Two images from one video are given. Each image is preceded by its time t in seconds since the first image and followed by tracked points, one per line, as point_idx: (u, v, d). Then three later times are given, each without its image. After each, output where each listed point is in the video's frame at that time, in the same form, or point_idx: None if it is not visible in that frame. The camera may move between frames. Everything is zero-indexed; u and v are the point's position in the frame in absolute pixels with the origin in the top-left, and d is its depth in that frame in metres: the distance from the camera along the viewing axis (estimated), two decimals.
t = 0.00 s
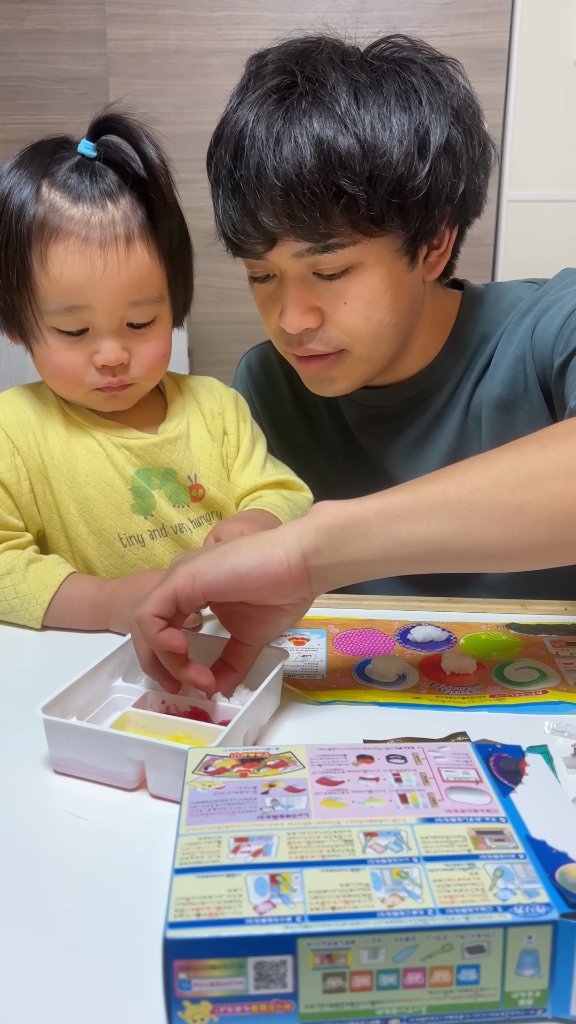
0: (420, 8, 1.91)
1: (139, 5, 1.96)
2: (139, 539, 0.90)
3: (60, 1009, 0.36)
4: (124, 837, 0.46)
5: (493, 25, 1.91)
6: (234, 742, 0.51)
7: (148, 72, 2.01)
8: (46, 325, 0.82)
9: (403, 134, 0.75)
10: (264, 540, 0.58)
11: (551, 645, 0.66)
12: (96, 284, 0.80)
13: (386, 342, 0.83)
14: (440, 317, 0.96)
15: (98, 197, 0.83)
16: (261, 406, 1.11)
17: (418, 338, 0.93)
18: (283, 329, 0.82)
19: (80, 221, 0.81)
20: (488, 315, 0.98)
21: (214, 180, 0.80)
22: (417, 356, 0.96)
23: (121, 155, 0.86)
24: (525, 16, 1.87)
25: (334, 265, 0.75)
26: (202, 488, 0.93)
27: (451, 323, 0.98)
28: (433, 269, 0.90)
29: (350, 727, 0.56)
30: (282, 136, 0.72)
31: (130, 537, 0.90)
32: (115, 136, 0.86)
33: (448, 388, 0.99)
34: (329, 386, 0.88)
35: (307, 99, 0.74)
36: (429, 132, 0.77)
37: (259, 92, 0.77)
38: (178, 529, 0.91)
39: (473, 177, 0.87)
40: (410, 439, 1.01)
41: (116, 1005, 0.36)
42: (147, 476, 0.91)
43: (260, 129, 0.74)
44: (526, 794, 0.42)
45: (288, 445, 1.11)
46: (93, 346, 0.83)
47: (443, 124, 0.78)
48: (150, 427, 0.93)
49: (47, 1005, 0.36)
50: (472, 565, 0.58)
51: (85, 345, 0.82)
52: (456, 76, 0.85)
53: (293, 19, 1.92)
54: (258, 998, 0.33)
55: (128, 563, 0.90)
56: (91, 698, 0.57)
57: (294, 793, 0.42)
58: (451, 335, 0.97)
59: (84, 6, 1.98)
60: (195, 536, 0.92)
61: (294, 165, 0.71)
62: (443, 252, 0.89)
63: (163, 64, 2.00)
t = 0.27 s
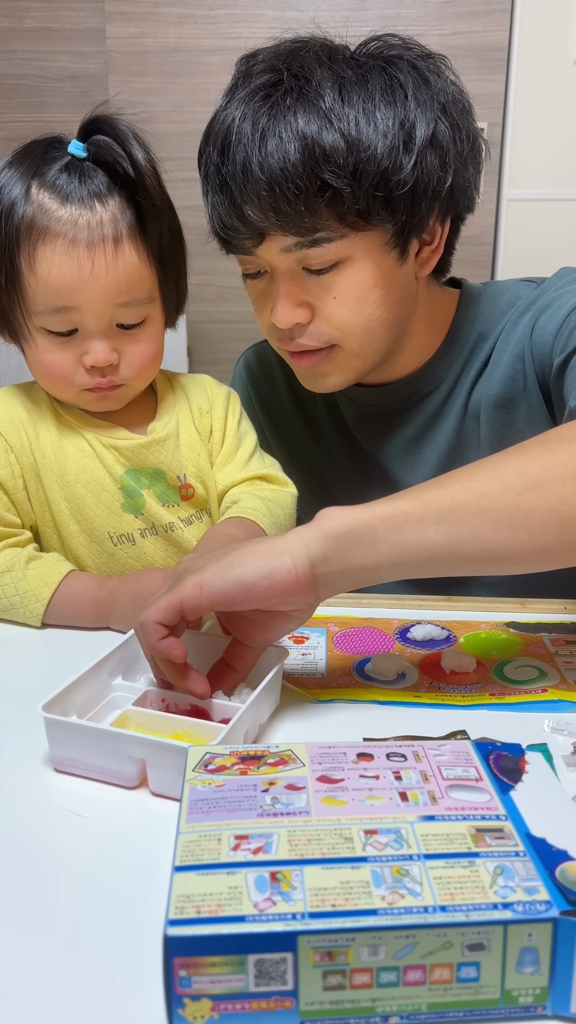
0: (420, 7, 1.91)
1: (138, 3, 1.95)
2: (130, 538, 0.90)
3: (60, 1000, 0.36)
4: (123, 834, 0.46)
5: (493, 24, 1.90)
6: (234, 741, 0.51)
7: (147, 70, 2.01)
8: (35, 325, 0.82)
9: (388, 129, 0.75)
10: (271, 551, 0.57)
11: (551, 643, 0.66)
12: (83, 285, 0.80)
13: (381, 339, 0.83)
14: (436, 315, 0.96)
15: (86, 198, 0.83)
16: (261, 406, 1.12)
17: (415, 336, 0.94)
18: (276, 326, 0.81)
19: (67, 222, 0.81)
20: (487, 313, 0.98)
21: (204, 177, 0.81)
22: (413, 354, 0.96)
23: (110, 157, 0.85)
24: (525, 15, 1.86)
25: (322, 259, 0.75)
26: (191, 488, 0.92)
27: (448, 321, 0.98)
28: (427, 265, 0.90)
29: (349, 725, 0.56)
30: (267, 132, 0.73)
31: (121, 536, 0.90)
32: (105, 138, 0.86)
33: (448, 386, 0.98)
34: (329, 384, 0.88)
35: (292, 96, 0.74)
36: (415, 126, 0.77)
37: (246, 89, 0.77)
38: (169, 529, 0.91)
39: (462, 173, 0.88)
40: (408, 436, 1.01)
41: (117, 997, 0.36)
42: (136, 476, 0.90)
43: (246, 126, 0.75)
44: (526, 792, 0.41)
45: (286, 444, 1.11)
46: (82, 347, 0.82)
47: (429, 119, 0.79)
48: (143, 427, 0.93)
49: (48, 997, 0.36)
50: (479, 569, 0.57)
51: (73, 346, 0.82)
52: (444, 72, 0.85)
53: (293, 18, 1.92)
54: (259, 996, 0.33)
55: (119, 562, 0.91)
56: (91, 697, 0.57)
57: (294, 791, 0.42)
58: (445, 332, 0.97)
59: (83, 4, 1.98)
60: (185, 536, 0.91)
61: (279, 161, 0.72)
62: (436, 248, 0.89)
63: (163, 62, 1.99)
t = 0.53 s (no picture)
0: (419, 7, 1.91)
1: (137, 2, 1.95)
2: (124, 538, 0.91)
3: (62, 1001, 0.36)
4: (124, 830, 0.47)
5: (491, 24, 1.91)
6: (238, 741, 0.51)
7: (146, 70, 2.01)
8: (28, 327, 0.82)
9: (382, 124, 0.76)
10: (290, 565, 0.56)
11: (548, 642, 0.66)
12: (76, 287, 0.80)
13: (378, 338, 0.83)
14: (433, 313, 0.96)
15: (78, 200, 0.83)
16: (258, 406, 1.12)
17: (411, 333, 0.93)
18: (272, 321, 0.80)
19: (59, 225, 0.81)
20: (485, 312, 0.98)
21: (200, 173, 0.82)
22: (411, 352, 0.96)
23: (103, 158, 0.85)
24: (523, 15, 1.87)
25: (319, 254, 0.75)
26: (184, 489, 0.93)
27: (446, 317, 0.98)
28: (424, 261, 0.90)
29: (349, 723, 0.56)
30: (262, 128, 0.74)
31: (114, 536, 0.91)
32: (98, 138, 0.86)
33: (447, 387, 0.99)
34: (327, 384, 0.88)
35: (287, 91, 0.75)
36: (409, 122, 0.78)
37: (241, 86, 0.78)
38: (162, 529, 0.91)
39: (458, 170, 0.88)
40: (406, 435, 1.01)
41: (120, 999, 0.36)
42: (129, 479, 0.91)
43: (242, 121, 0.76)
44: (523, 790, 0.42)
45: (286, 444, 1.11)
46: (75, 349, 0.82)
47: (423, 115, 0.79)
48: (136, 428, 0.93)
49: (50, 1000, 0.36)
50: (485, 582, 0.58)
51: (67, 349, 0.82)
52: (438, 70, 0.86)
53: (292, 18, 1.92)
54: (257, 993, 0.33)
55: (113, 562, 0.92)
56: (91, 696, 0.57)
57: (292, 789, 0.42)
58: (442, 329, 0.97)
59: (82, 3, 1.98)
60: (179, 536, 0.92)
61: (275, 156, 0.73)
62: (432, 245, 0.90)
63: (161, 62, 1.99)
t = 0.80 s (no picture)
0: (416, 7, 1.91)
1: (135, 3, 1.96)
2: (116, 539, 0.91)
3: (60, 1000, 0.36)
4: (121, 829, 0.47)
5: (489, 24, 1.91)
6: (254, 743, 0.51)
7: (144, 71, 2.01)
8: (24, 329, 0.83)
9: (383, 122, 0.77)
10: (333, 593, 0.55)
11: (546, 643, 0.66)
12: (73, 289, 0.80)
13: (376, 338, 0.83)
14: (431, 313, 0.96)
15: (75, 202, 0.83)
16: (257, 406, 1.12)
17: (411, 333, 0.94)
18: (273, 321, 0.80)
19: (56, 227, 0.81)
20: (483, 314, 0.99)
21: (200, 171, 0.82)
22: (410, 352, 0.96)
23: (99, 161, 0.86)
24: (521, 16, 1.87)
25: (320, 251, 0.75)
26: (177, 489, 0.93)
27: (447, 319, 0.99)
28: (422, 260, 0.90)
29: (348, 723, 0.56)
30: (264, 125, 0.74)
31: (107, 536, 0.91)
32: (93, 140, 0.86)
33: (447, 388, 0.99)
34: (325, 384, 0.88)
35: (289, 90, 0.76)
36: (410, 120, 0.79)
37: (242, 85, 0.79)
38: (154, 529, 0.92)
39: (458, 168, 0.89)
40: (405, 437, 1.01)
41: (119, 999, 0.36)
42: (121, 480, 0.91)
43: (243, 119, 0.76)
44: (519, 789, 0.42)
45: (285, 444, 1.11)
46: (71, 350, 0.82)
47: (422, 114, 0.80)
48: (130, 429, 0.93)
49: (46, 1000, 0.36)
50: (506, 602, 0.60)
51: (63, 350, 0.82)
52: (437, 71, 0.87)
53: (290, 18, 1.93)
54: (255, 991, 0.34)
55: (106, 561, 0.92)
56: (102, 699, 0.57)
57: (290, 788, 0.42)
58: (442, 329, 0.98)
59: (80, 4, 1.98)
60: (171, 536, 0.92)
61: (277, 153, 0.73)
62: (431, 244, 0.90)
63: (159, 62, 2.00)
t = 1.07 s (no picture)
0: (414, 7, 1.92)
1: (133, 4, 1.96)
2: (113, 539, 0.92)
3: (59, 1000, 0.36)
4: (119, 828, 0.47)
5: (486, 24, 1.91)
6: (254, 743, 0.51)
7: (142, 71, 2.01)
8: (21, 327, 0.82)
9: (389, 117, 0.77)
10: (365, 622, 0.55)
11: (544, 642, 0.66)
12: (70, 285, 0.80)
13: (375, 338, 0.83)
14: (431, 313, 0.97)
15: (71, 200, 0.83)
16: (255, 406, 1.12)
17: (411, 332, 0.94)
18: (276, 318, 0.80)
19: (53, 224, 0.81)
20: (484, 315, 0.99)
21: (204, 166, 0.82)
22: (410, 352, 0.96)
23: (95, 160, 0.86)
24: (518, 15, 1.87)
25: (324, 245, 0.75)
26: (173, 489, 0.93)
27: (448, 318, 0.99)
28: (422, 260, 0.90)
29: (347, 722, 0.56)
30: (270, 118, 0.75)
31: (104, 536, 0.91)
32: (87, 139, 0.86)
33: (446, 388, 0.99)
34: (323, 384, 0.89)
35: (295, 85, 0.76)
36: (415, 116, 0.80)
37: (247, 80, 0.79)
38: (151, 529, 0.92)
39: (461, 165, 0.89)
40: (405, 438, 1.01)
41: (118, 999, 0.36)
42: (118, 480, 0.91)
43: (249, 113, 0.77)
44: (517, 787, 0.42)
45: (283, 444, 1.11)
46: (69, 347, 0.83)
47: (427, 112, 0.81)
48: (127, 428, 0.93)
49: (44, 1001, 0.36)
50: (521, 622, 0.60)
51: (61, 347, 0.83)
52: (440, 70, 0.88)
53: (287, 19, 1.93)
54: (253, 990, 0.34)
55: (102, 561, 0.93)
56: (100, 699, 0.57)
57: (288, 787, 0.42)
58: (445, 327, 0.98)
59: (78, 5, 1.98)
60: (168, 536, 0.92)
61: (283, 145, 0.73)
62: (433, 242, 0.90)
63: (157, 63, 2.00)
